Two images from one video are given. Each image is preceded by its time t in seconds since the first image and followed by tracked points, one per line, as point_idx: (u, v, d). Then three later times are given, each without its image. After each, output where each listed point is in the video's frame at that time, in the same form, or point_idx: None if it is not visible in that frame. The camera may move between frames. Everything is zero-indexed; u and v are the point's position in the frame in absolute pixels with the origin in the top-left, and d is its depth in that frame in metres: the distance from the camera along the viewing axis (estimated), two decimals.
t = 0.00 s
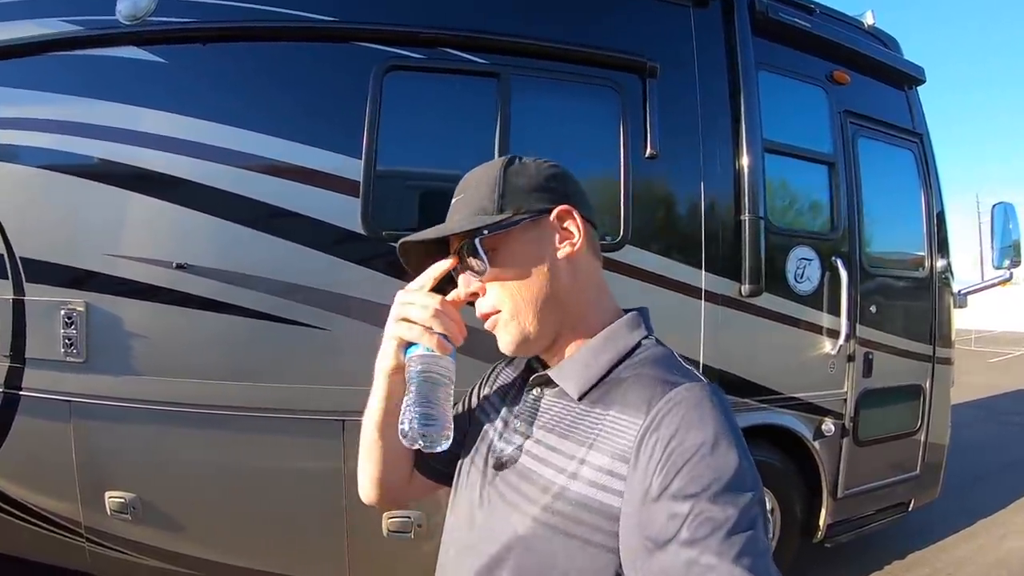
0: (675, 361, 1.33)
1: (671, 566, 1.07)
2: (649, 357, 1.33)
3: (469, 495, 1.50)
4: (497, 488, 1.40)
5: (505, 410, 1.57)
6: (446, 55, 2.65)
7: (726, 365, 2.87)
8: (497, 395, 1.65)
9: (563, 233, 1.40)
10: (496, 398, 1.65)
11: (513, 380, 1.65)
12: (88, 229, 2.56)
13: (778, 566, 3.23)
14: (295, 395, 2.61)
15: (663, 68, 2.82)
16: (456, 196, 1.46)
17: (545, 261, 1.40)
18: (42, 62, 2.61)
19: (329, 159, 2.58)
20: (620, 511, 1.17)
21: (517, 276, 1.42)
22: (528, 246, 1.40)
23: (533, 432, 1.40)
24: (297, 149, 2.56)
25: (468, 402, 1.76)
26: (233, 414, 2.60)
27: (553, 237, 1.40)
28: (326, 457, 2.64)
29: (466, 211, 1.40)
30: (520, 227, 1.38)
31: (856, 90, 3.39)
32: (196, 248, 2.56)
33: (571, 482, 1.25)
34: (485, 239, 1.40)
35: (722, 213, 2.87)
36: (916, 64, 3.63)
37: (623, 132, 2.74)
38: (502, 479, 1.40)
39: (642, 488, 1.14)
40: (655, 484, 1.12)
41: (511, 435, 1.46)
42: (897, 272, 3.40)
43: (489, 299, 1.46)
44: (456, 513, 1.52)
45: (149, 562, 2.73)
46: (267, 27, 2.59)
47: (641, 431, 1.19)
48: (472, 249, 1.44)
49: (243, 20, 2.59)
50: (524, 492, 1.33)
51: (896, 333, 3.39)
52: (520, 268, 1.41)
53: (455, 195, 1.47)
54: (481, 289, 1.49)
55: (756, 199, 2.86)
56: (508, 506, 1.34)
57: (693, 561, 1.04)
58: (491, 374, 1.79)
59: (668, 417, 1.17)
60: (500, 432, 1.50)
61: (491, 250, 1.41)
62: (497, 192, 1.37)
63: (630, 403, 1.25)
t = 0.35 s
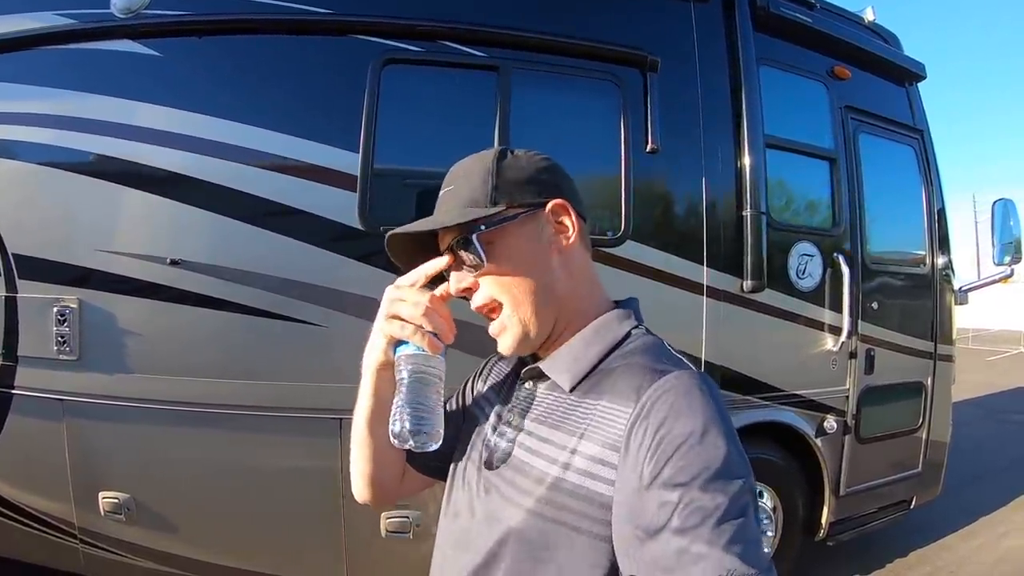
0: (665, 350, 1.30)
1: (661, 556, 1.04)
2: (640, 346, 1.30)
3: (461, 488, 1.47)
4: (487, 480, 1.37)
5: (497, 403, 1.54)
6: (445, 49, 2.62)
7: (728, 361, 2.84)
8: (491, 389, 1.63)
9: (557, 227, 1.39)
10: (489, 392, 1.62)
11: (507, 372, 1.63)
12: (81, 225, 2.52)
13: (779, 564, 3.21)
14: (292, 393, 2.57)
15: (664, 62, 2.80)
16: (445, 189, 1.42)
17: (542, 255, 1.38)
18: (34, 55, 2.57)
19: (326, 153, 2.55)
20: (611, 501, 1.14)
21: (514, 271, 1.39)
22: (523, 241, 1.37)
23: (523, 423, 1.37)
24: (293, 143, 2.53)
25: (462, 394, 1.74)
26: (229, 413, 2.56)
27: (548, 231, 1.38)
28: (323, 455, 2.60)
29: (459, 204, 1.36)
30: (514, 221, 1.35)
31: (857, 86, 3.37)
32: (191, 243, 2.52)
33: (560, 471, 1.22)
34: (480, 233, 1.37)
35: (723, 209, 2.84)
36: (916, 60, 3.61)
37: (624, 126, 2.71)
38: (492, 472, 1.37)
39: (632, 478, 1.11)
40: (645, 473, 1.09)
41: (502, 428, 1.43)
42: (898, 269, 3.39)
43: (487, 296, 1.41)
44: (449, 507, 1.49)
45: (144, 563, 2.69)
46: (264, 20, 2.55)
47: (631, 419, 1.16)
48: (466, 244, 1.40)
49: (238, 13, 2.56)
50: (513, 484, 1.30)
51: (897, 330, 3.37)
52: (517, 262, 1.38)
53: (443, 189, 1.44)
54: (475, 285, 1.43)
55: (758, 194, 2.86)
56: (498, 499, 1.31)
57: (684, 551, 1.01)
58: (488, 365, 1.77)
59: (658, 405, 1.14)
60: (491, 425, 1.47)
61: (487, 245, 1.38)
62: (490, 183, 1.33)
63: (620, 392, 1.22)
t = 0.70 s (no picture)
0: (653, 348, 1.28)
1: (648, 556, 1.01)
2: (628, 345, 1.29)
3: (453, 494, 1.45)
4: (478, 484, 1.36)
5: (486, 407, 1.52)
6: (442, 52, 2.65)
7: (722, 360, 2.87)
8: (475, 397, 1.60)
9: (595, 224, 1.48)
10: (474, 399, 1.60)
11: (488, 381, 1.60)
12: (82, 226, 2.55)
13: (774, 561, 3.24)
14: (291, 392, 2.60)
15: (659, 64, 2.82)
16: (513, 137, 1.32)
17: (588, 243, 1.43)
18: (35, 59, 2.60)
19: (324, 155, 2.58)
20: (599, 501, 1.12)
21: (573, 245, 1.39)
22: (583, 223, 1.41)
23: (512, 425, 1.35)
24: (292, 145, 2.56)
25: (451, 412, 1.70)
26: (229, 411, 2.59)
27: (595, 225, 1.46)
28: (322, 454, 2.63)
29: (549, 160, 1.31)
30: (582, 201, 1.40)
31: (851, 86, 3.40)
32: (190, 244, 2.55)
33: (549, 472, 1.20)
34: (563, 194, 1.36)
35: (717, 209, 2.87)
36: (910, 60, 3.64)
37: (619, 127, 2.74)
38: (484, 475, 1.35)
39: (620, 478, 1.09)
40: (633, 472, 1.07)
41: (494, 431, 1.41)
42: (892, 268, 3.41)
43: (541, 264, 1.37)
44: (444, 515, 1.47)
45: (145, 561, 2.72)
46: (262, 24, 2.58)
47: (619, 418, 1.14)
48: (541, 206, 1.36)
49: (237, 17, 2.58)
50: (504, 486, 1.28)
51: (891, 328, 3.40)
52: (577, 239, 1.40)
53: (492, 139, 1.34)
54: (528, 251, 1.38)
55: (751, 194, 2.89)
56: (489, 502, 1.29)
57: (670, 551, 0.98)
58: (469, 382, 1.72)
59: (647, 403, 1.12)
60: (481, 427, 1.45)
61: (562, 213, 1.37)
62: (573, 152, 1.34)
63: (608, 390, 1.21)
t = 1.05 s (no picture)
0: (635, 340, 1.34)
1: (636, 541, 1.04)
2: (610, 338, 1.35)
3: (436, 491, 1.46)
4: (462, 477, 1.37)
5: (469, 404, 1.55)
6: (435, 64, 2.76)
7: (707, 359, 2.97)
8: (459, 398, 1.63)
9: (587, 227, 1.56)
10: (457, 399, 1.63)
11: (470, 382, 1.64)
12: (94, 233, 2.68)
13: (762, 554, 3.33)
14: (293, 390, 2.72)
15: (645, 73, 2.93)
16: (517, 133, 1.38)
17: (579, 243, 1.51)
18: (49, 74, 2.74)
19: (323, 163, 2.70)
20: (586, 489, 1.15)
21: (564, 244, 1.47)
22: (576, 224, 1.49)
23: (498, 419, 1.38)
24: (292, 155, 2.68)
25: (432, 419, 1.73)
26: (234, 408, 2.72)
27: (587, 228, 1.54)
28: (323, 449, 2.75)
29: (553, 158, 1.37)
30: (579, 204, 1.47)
31: (837, 91, 3.49)
32: (197, 249, 2.68)
33: (536, 461, 1.22)
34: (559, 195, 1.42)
35: (703, 212, 2.97)
36: (896, 64, 3.72)
37: (606, 134, 2.85)
38: (469, 467, 1.37)
39: (608, 465, 1.12)
40: (621, 460, 1.10)
41: (478, 425, 1.43)
42: (877, 268, 3.50)
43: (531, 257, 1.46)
44: (427, 514, 1.47)
45: (156, 551, 2.86)
46: (263, 39, 2.70)
47: (606, 408, 1.19)
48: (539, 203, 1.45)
49: (239, 32, 2.71)
50: (489, 477, 1.30)
51: (877, 327, 3.49)
52: (569, 239, 1.47)
53: (496, 133, 1.40)
54: (520, 243, 1.47)
55: (735, 197, 2.98)
56: (473, 492, 1.31)
57: (658, 536, 1.02)
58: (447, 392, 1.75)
59: (635, 392, 1.17)
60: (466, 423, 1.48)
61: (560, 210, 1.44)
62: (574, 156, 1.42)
63: (594, 381, 1.25)
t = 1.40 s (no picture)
0: (648, 348, 1.38)
1: (652, 550, 1.08)
2: (623, 346, 1.39)
3: (454, 497, 1.51)
4: (482, 483, 1.43)
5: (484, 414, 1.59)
6: (434, 70, 2.81)
7: (703, 358, 3.02)
8: (473, 407, 1.68)
9: (587, 239, 1.52)
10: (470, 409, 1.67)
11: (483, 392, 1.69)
12: (105, 236, 2.76)
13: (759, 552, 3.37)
14: (297, 388, 2.79)
15: (642, 77, 2.97)
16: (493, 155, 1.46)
17: (572, 258, 1.48)
18: (61, 81, 2.82)
19: (326, 168, 2.76)
20: (604, 497, 1.20)
21: (544, 260, 1.46)
22: (564, 240, 1.47)
23: (515, 428, 1.43)
24: (295, 159, 2.75)
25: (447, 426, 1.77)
26: (240, 406, 2.79)
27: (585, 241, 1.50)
28: (326, 446, 2.82)
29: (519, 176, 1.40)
30: (566, 219, 1.45)
31: (834, 94, 3.52)
32: (204, 251, 2.75)
33: (553, 469, 1.28)
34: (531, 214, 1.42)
35: (699, 213, 3.02)
36: (894, 66, 3.75)
37: (603, 138, 2.90)
38: (488, 477, 1.42)
39: (624, 474, 1.17)
40: (635, 468, 1.15)
41: (495, 434, 1.48)
42: (875, 270, 3.52)
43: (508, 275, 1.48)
44: (444, 520, 1.52)
45: (164, 544, 2.93)
46: (267, 46, 2.77)
47: (619, 415, 1.23)
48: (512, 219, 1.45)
49: (244, 39, 2.78)
50: (510, 487, 1.35)
51: (874, 327, 3.52)
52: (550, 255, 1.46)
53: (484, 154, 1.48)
54: (499, 261, 1.50)
55: (731, 199, 3.02)
56: (496, 502, 1.36)
57: (670, 542, 1.06)
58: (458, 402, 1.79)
59: (646, 401, 1.21)
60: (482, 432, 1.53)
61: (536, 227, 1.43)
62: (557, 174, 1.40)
63: (608, 389, 1.30)
